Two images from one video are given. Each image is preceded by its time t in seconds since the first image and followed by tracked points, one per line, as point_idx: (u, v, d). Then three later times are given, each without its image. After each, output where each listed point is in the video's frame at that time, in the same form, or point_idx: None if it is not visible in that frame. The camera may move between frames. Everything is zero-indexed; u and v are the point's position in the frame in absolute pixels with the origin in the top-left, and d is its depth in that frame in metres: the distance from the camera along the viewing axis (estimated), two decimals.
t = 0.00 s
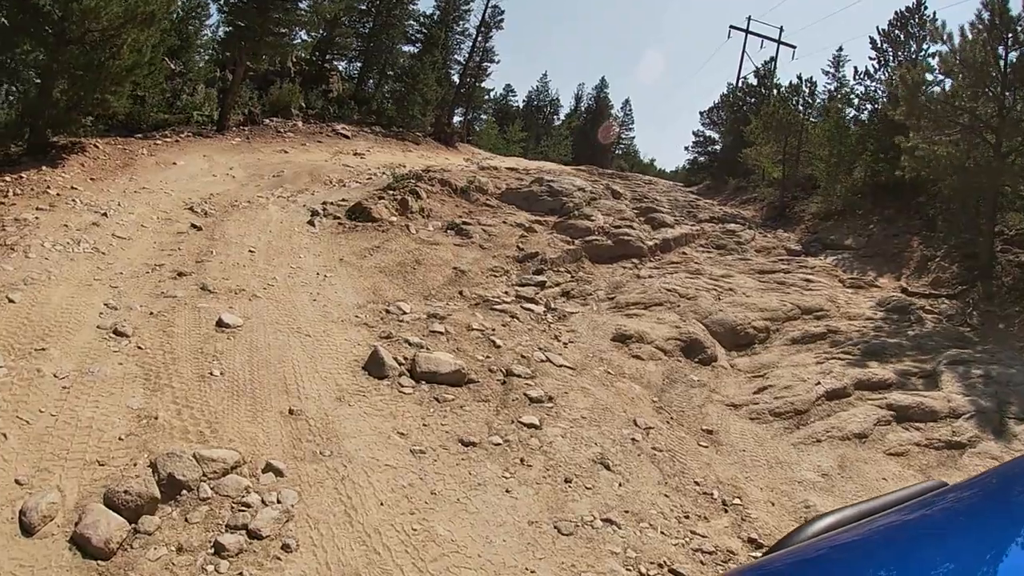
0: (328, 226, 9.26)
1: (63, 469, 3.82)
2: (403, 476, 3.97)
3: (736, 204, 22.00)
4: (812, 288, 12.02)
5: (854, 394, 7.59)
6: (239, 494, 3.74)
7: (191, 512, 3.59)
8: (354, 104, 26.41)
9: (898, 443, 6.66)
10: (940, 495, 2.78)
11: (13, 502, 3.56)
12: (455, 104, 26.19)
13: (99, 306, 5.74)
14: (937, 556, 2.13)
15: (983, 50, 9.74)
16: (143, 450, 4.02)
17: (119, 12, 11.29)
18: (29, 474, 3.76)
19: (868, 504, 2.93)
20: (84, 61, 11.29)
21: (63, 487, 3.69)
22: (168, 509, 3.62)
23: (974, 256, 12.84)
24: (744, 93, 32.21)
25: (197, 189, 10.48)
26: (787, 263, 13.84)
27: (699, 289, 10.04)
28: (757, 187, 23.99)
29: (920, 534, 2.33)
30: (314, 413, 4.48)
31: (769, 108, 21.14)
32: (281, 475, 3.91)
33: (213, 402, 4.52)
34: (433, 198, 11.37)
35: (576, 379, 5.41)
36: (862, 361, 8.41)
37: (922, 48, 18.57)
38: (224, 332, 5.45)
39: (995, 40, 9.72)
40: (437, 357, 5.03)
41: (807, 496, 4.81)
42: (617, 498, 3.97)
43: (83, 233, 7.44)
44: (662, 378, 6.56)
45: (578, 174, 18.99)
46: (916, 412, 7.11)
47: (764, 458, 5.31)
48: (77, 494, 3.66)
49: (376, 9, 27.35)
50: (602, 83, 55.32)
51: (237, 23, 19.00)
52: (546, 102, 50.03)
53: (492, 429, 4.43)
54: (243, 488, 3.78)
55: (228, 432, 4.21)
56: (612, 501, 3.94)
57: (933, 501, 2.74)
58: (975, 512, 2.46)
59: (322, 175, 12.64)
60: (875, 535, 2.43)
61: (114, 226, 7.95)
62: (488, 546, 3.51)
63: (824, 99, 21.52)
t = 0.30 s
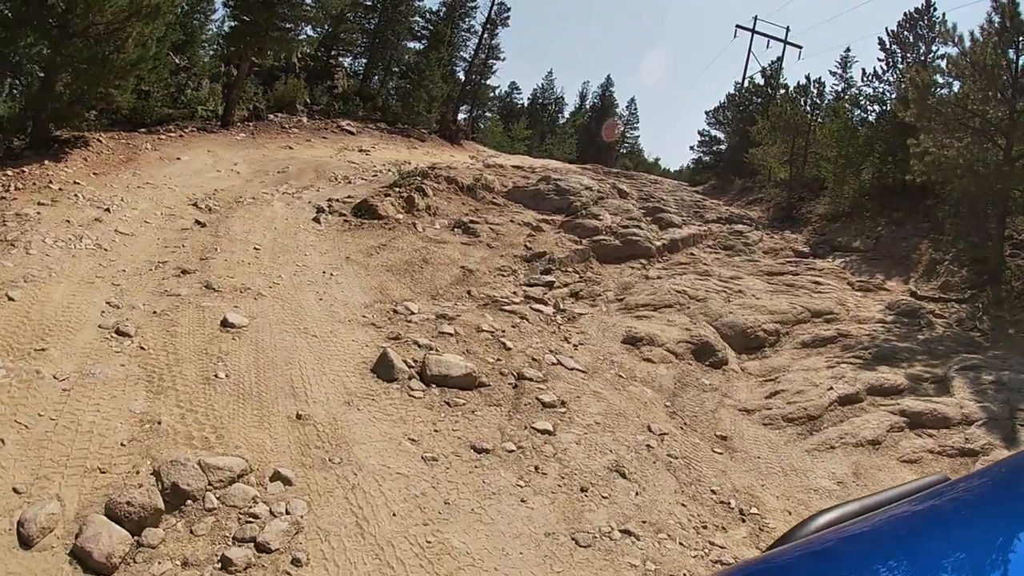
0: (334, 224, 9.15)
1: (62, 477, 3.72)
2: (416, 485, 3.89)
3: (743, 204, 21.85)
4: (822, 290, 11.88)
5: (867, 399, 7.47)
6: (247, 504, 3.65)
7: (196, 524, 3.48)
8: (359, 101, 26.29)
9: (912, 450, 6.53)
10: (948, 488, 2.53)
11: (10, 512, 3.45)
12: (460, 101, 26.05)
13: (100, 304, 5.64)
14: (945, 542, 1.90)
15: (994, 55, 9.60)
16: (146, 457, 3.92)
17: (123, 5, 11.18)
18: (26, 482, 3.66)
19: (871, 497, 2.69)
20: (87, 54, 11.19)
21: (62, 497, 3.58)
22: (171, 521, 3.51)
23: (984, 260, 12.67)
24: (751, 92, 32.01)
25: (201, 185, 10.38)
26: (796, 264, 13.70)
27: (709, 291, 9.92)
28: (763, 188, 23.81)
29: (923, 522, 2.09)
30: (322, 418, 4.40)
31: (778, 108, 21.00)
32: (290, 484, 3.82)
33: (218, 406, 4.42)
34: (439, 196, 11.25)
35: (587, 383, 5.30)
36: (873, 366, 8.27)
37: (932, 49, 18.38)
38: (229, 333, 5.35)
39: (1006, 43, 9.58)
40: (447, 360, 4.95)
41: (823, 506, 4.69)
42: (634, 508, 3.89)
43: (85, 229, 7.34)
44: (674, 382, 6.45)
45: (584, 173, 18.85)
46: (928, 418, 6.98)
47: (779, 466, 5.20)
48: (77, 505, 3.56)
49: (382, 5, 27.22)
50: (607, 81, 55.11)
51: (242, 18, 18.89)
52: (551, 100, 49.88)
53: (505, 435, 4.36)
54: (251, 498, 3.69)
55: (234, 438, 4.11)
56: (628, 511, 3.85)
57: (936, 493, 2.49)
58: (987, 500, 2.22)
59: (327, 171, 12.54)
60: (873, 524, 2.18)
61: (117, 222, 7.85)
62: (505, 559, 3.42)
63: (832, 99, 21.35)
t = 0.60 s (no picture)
0: (340, 219, 8.99)
1: (55, 483, 3.56)
2: (428, 495, 3.75)
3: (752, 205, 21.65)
4: (833, 293, 11.69)
5: (882, 405, 7.29)
6: (251, 515, 3.49)
7: (196, 537, 3.32)
8: (365, 96, 26.15)
9: (930, 458, 6.35)
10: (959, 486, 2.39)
11: None
12: (466, 98, 25.89)
13: (99, 300, 5.49)
14: (947, 550, 1.77)
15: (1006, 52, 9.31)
16: (144, 462, 3.77)
17: None
18: (17, 488, 3.50)
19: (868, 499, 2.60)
20: (92, 44, 11.04)
21: (55, 504, 3.43)
22: (170, 533, 3.35)
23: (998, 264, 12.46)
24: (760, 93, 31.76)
25: (205, 178, 10.23)
26: (806, 266, 13.50)
27: (721, 292, 9.75)
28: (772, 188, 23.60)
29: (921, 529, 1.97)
30: (329, 422, 4.26)
31: (787, 108, 20.79)
32: (296, 493, 3.66)
33: (220, 409, 4.27)
34: (446, 193, 11.10)
35: (602, 386, 5.13)
36: (888, 371, 8.09)
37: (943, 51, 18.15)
38: (232, 330, 5.21)
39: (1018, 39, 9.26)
40: (458, 362, 4.85)
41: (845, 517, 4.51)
42: (655, 519, 3.74)
43: (86, 222, 7.20)
44: (688, 386, 6.27)
45: (592, 171, 18.69)
46: (945, 426, 6.80)
47: (797, 474, 5.02)
48: (70, 513, 3.40)
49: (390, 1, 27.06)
50: (614, 80, 54.91)
51: (249, 11, 18.74)
52: (557, 99, 49.69)
53: (520, 441, 4.24)
54: (255, 509, 3.53)
55: (237, 443, 3.97)
56: (649, 522, 3.71)
57: (944, 494, 2.36)
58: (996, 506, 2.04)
59: (334, 166, 12.38)
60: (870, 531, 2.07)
61: (119, 214, 7.71)
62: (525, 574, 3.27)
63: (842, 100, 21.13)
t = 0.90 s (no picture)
0: (344, 218, 8.80)
1: (42, 507, 3.40)
2: (439, 516, 3.63)
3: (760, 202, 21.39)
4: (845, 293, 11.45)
5: (900, 411, 7.09)
6: (250, 543, 3.33)
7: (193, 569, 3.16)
8: (368, 92, 25.92)
9: (949, 466, 6.13)
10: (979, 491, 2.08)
11: None
12: (470, 93, 25.63)
13: (93, 305, 5.35)
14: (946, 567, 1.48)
15: None
16: (136, 484, 3.61)
17: None
18: (2, 514, 3.33)
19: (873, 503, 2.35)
20: (90, 40, 10.85)
21: (42, 530, 3.27)
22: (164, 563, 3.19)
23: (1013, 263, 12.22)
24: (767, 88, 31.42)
25: (206, 175, 10.05)
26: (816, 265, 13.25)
27: (733, 292, 9.54)
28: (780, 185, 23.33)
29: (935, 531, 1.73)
30: (332, 436, 4.15)
31: (796, 104, 20.51)
32: (298, 517, 3.52)
33: (217, 424, 4.13)
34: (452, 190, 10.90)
35: (615, 393, 5.02)
36: (903, 374, 7.88)
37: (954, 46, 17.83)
38: (232, 336, 5.09)
39: None
40: (467, 369, 4.74)
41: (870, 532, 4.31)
42: (677, 539, 3.68)
43: (82, 222, 7.02)
44: (702, 392, 6.08)
45: (597, 167, 18.46)
46: (964, 432, 6.57)
47: (819, 486, 4.83)
48: (59, 539, 3.24)
49: None
50: (618, 76, 54.55)
51: (251, 7, 18.55)
52: (561, 94, 49.35)
53: (533, 456, 4.14)
54: (254, 536, 3.37)
55: (235, 462, 3.83)
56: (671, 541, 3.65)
57: (956, 499, 2.06)
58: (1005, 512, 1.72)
59: (337, 163, 12.18)
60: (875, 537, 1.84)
61: (117, 214, 7.54)
62: None
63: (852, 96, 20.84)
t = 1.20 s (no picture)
0: (352, 215, 8.53)
1: (31, 545, 3.14)
2: (470, 548, 3.40)
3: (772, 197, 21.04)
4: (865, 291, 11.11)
5: (931, 415, 6.80)
6: None
7: None
8: (374, 87, 25.65)
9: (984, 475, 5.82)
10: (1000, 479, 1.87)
11: None
12: (476, 89, 25.33)
13: (89, 311, 5.16)
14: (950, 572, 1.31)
15: None
16: (134, 516, 3.38)
17: None
18: None
19: (879, 499, 2.15)
20: (89, 33, 10.58)
21: (31, 571, 3.01)
22: None
23: None
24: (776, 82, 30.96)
25: (210, 172, 9.80)
26: (832, 262, 12.83)
27: (754, 291, 9.24)
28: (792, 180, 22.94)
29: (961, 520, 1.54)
30: (348, 457, 3.93)
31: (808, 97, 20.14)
32: (314, 554, 3.27)
33: (222, 445, 3.91)
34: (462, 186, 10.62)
35: (643, 402, 4.86)
36: (930, 376, 7.57)
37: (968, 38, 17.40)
38: (237, 344, 4.90)
39: None
40: (491, 379, 4.56)
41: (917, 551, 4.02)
42: (724, 564, 3.51)
43: (79, 222, 6.79)
44: (731, 398, 5.80)
45: (607, 163, 18.16)
46: (996, 438, 6.26)
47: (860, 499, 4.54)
48: None
49: None
50: (624, 71, 54.07)
51: (254, 1, 18.25)
52: (566, 89, 49.02)
53: (566, 474, 3.97)
54: None
55: (243, 491, 3.59)
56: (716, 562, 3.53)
57: (972, 488, 1.86)
58: None
59: (343, 159, 11.91)
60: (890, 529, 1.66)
61: (116, 212, 7.31)
62: None
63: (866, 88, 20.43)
